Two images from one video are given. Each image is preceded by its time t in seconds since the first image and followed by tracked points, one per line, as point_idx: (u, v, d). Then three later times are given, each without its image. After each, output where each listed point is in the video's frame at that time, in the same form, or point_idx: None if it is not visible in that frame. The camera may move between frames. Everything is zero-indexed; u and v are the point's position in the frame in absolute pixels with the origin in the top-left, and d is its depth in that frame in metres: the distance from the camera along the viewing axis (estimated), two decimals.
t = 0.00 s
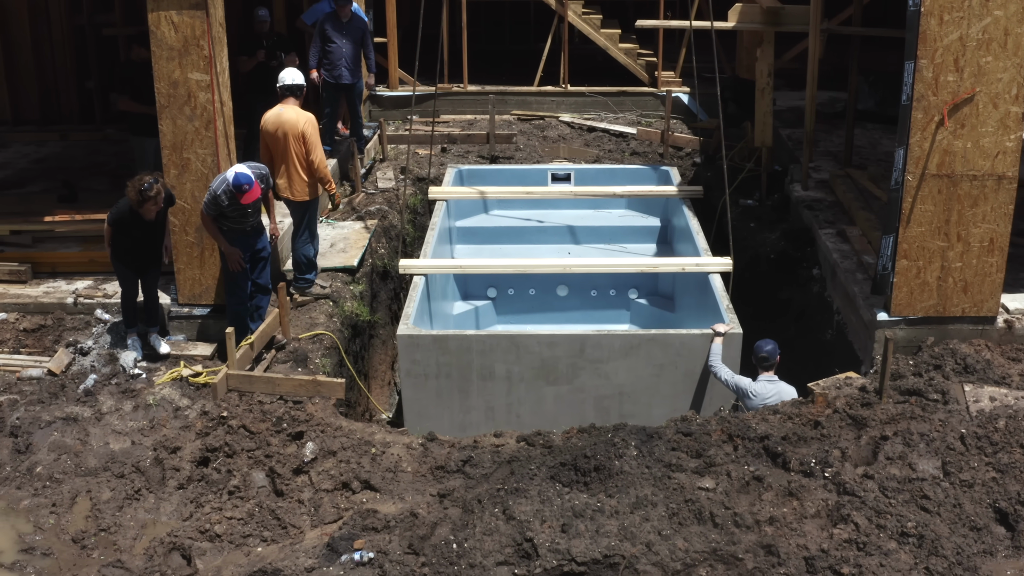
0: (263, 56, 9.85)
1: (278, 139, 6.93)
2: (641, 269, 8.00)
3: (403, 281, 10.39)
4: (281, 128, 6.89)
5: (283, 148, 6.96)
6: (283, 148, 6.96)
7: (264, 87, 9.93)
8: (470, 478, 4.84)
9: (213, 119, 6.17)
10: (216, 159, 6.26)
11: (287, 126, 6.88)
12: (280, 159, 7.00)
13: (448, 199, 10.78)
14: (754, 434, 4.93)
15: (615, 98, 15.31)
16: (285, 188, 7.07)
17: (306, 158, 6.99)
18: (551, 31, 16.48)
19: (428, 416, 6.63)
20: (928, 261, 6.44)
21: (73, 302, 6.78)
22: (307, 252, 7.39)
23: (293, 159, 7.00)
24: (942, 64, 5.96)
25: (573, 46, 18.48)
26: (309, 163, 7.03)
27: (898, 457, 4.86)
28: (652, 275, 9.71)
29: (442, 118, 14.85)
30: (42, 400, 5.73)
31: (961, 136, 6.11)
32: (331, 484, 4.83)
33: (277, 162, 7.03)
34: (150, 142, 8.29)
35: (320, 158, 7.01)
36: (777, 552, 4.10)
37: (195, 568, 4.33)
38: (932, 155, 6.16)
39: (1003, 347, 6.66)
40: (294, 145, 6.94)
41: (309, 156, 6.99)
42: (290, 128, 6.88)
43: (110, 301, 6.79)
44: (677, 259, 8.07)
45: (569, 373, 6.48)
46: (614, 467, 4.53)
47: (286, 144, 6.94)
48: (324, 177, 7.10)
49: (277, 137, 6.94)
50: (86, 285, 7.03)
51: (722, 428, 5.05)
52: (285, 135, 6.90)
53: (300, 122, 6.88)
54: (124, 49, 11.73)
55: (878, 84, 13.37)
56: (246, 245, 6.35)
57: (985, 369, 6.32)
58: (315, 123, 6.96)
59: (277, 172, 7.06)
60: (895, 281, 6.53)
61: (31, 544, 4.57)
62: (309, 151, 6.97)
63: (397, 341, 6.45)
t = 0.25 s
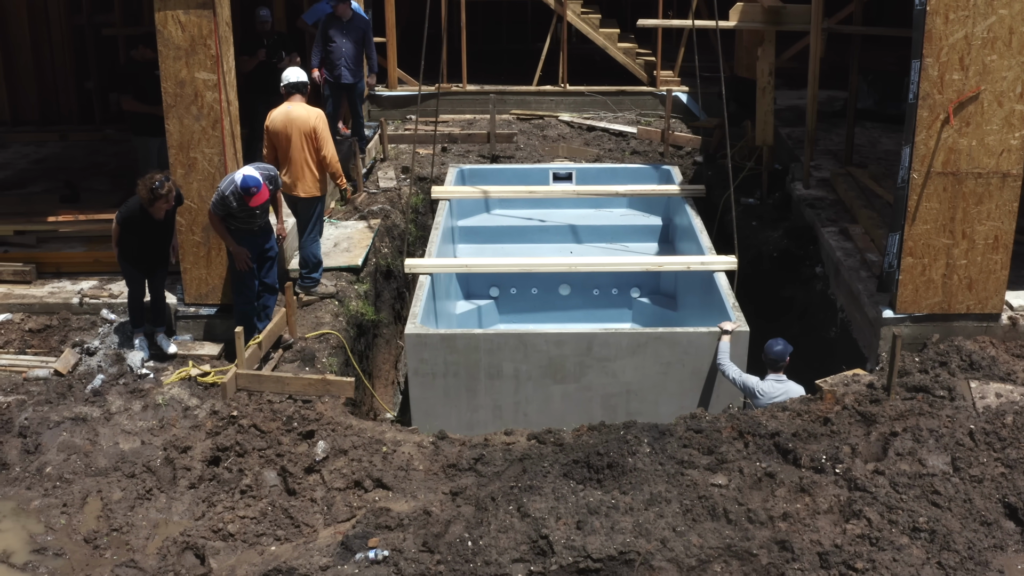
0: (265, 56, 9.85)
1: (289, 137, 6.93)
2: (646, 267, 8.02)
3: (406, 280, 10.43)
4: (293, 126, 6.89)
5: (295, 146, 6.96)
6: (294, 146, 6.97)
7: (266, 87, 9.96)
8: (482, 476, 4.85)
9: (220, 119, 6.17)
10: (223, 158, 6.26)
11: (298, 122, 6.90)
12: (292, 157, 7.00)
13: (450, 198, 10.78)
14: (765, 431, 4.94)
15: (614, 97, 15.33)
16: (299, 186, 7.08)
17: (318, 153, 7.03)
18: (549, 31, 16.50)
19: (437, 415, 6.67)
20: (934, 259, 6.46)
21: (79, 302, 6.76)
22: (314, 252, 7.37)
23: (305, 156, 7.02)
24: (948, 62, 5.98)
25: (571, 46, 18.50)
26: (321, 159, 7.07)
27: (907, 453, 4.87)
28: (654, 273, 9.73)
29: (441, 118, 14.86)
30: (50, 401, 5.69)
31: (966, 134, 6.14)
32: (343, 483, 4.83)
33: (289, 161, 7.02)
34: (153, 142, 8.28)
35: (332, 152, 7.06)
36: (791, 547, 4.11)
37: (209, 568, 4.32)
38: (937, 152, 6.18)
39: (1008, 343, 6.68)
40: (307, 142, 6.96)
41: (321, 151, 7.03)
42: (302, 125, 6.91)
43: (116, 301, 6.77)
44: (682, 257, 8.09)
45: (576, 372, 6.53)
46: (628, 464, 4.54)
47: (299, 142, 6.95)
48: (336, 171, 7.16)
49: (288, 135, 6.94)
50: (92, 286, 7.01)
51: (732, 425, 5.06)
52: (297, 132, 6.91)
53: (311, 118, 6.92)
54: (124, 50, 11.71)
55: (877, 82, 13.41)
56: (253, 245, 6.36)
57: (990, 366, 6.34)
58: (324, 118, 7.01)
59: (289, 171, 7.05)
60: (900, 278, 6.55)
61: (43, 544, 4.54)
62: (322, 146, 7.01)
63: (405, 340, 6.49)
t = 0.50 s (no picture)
0: (267, 56, 9.85)
1: (301, 133, 6.96)
2: (650, 265, 8.05)
3: (408, 280, 10.47)
4: (307, 121, 6.94)
5: (307, 141, 7.00)
6: (306, 142, 7.01)
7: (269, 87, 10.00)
8: (493, 474, 4.87)
9: (226, 118, 6.17)
10: (229, 158, 6.26)
11: (309, 118, 6.96)
12: (304, 153, 7.03)
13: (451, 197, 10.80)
14: (775, 428, 4.96)
15: (612, 96, 15.35)
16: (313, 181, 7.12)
17: (330, 146, 7.12)
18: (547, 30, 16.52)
19: (444, 413, 6.72)
20: (938, 256, 6.49)
21: (84, 302, 6.72)
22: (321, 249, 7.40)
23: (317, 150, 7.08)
24: (952, 60, 6.01)
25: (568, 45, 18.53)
26: (331, 151, 7.17)
27: (916, 449, 4.89)
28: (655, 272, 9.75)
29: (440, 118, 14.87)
30: (58, 401, 5.64)
31: (970, 132, 6.16)
32: (355, 481, 4.84)
33: (301, 158, 7.04)
34: (157, 142, 8.27)
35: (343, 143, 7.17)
36: (804, 542, 4.12)
37: (223, 567, 4.31)
38: (941, 150, 6.21)
39: (1011, 340, 6.71)
40: (319, 136, 7.03)
41: (333, 144, 7.13)
42: (314, 120, 6.96)
43: (122, 300, 6.75)
44: (686, 255, 8.12)
45: (583, 370, 6.60)
46: (641, 460, 4.55)
47: (311, 137, 7.00)
48: (345, 162, 7.28)
49: (299, 132, 6.97)
50: (97, 286, 6.99)
51: (742, 422, 5.07)
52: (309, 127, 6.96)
53: (321, 111, 6.99)
54: (123, 50, 11.68)
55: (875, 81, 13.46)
56: (259, 245, 6.36)
57: (995, 362, 6.36)
58: (330, 110, 7.10)
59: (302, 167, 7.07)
60: (905, 276, 6.58)
61: (54, 544, 4.51)
62: (333, 138, 7.12)
63: (413, 339, 6.55)
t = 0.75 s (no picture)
0: (263, 56, 9.85)
1: (306, 131, 7.02)
2: (650, 264, 8.08)
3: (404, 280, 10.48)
4: (312, 119, 7.01)
5: (313, 139, 7.07)
6: (309, 139, 7.07)
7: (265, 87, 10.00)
8: (500, 473, 4.88)
9: (227, 119, 6.17)
10: (231, 158, 6.26)
11: (314, 115, 7.03)
12: (310, 151, 7.09)
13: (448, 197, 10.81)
14: (779, 425, 4.98)
15: (606, 96, 15.39)
16: (319, 178, 7.21)
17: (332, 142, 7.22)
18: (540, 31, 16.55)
19: (446, 413, 6.77)
20: (937, 254, 6.54)
21: (84, 304, 6.69)
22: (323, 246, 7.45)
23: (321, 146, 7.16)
24: (951, 60, 6.05)
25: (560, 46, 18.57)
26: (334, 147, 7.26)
27: (920, 445, 4.91)
28: (652, 271, 9.77)
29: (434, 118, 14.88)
30: (60, 403, 5.59)
31: (969, 130, 6.21)
32: (362, 482, 4.84)
33: (306, 156, 7.10)
34: (154, 143, 8.25)
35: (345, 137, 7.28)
36: (812, 538, 4.15)
37: (232, 568, 4.30)
38: (940, 149, 6.26)
39: (1009, 336, 6.75)
40: (323, 133, 7.10)
41: (335, 139, 7.23)
42: (318, 118, 7.03)
43: (122, 302, 6.72)
44: (685, 254, 8.17)
45: (585, 368, 6.65)
46: (648, 459, 4.57)
47: (317, 135, 7.07)
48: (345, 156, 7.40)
49: (305, 130, 7.03)
50: (96, 288, 6.96)
51: (746, 419, 5.09)
52: (313, 125, 7.03)
53: (324, 108, 7.07)
54: (117, 51, 11.64)
55: (867, 81, 13.54)
56: (260, 246, 6.35)
57: (994, 358, 6.40)
58: (329, 106, 7.18)
59: (307, 165, 7.14)
60: (904, 273, 6.62)
61: (61, 547, 4.49)
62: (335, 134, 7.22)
63: (415, 338, 6.58)
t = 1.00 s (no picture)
0: (258, 57, 9.83)
1: (309, 130, 7.01)
2: (649, 263, 8.12)
3: (400, 281, 10.49)
4: (313, 118, 7.00)
5: (313, 138, 7.06)
6: (311, 139, 7.05)
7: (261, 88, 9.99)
8: (507, 473, 4.89)
9: (228, 120, 6.16)
10: (231, 159, 6.25)
11: (315, 115, 7.02)
12: (313, 150, 7.09)
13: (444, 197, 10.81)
14: (784, 423, 5.01)
15: (598, 96, 15.42)
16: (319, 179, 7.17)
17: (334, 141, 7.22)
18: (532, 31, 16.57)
19: (446, 413, 6.79)
20: (935, 251, 6.58)
21: (83, 306, 6.65)
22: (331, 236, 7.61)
23: (320, 147, 7.14)
24: (949, 59, 6.09)
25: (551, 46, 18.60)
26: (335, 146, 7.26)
27: (923, 441, 4.94)
28: (648, 270, 9.80)
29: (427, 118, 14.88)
30: (63, 406, 5.55)
31: (967, 129, 6.25)
32: (369, 482, 4.84)
33: (305, 156, 7.08)
34: (151, 145, 8.23)
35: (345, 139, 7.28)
36: (820, 535, 4.17)
37: (241, 570, 4.30)
38: (939, 147, 6.30)
39: (1006, 333, 6.81)
40: (326, 132, 7.10)
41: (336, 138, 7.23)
42: (319, 117, 7.03)
43: (122, 304, 6.69)
44: (685, 253, 8.20)
45: (587, 367, 6.71)
46: (655, 457, 4.59)
47: (317, 134, 7.06)
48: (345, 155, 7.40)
49: (307, 129, 7.02)
50: (95, 290, 6.92)
51: (750, 417, 5.11)
52: (314, 125, 7.02)
53: (324, 107, 7.08)
54: (110, 52, 11.59)
55: (859, 80, 13.61)
56: (261, 246, 6.35)
57: (993, 355, 6.45)
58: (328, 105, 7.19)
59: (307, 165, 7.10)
60: (903, 271, 6.66)
61: (68, 550, 4.46)
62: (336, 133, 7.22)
63: (416, 339, 6.61)
